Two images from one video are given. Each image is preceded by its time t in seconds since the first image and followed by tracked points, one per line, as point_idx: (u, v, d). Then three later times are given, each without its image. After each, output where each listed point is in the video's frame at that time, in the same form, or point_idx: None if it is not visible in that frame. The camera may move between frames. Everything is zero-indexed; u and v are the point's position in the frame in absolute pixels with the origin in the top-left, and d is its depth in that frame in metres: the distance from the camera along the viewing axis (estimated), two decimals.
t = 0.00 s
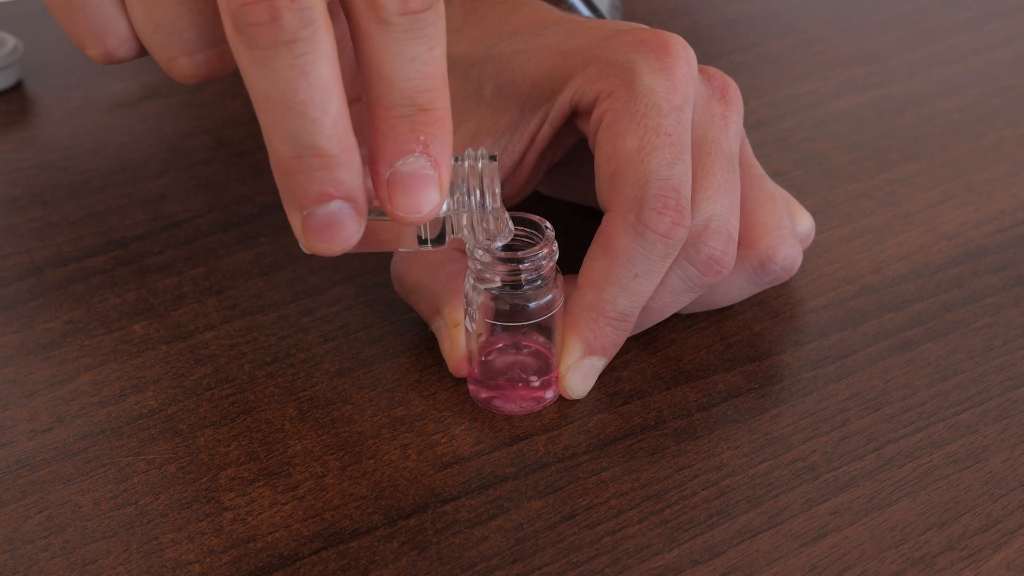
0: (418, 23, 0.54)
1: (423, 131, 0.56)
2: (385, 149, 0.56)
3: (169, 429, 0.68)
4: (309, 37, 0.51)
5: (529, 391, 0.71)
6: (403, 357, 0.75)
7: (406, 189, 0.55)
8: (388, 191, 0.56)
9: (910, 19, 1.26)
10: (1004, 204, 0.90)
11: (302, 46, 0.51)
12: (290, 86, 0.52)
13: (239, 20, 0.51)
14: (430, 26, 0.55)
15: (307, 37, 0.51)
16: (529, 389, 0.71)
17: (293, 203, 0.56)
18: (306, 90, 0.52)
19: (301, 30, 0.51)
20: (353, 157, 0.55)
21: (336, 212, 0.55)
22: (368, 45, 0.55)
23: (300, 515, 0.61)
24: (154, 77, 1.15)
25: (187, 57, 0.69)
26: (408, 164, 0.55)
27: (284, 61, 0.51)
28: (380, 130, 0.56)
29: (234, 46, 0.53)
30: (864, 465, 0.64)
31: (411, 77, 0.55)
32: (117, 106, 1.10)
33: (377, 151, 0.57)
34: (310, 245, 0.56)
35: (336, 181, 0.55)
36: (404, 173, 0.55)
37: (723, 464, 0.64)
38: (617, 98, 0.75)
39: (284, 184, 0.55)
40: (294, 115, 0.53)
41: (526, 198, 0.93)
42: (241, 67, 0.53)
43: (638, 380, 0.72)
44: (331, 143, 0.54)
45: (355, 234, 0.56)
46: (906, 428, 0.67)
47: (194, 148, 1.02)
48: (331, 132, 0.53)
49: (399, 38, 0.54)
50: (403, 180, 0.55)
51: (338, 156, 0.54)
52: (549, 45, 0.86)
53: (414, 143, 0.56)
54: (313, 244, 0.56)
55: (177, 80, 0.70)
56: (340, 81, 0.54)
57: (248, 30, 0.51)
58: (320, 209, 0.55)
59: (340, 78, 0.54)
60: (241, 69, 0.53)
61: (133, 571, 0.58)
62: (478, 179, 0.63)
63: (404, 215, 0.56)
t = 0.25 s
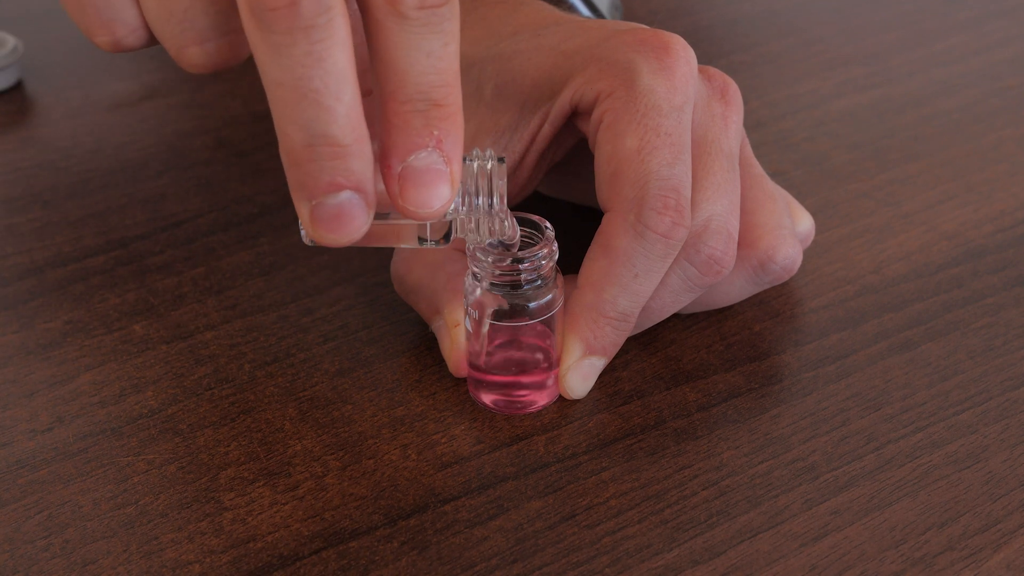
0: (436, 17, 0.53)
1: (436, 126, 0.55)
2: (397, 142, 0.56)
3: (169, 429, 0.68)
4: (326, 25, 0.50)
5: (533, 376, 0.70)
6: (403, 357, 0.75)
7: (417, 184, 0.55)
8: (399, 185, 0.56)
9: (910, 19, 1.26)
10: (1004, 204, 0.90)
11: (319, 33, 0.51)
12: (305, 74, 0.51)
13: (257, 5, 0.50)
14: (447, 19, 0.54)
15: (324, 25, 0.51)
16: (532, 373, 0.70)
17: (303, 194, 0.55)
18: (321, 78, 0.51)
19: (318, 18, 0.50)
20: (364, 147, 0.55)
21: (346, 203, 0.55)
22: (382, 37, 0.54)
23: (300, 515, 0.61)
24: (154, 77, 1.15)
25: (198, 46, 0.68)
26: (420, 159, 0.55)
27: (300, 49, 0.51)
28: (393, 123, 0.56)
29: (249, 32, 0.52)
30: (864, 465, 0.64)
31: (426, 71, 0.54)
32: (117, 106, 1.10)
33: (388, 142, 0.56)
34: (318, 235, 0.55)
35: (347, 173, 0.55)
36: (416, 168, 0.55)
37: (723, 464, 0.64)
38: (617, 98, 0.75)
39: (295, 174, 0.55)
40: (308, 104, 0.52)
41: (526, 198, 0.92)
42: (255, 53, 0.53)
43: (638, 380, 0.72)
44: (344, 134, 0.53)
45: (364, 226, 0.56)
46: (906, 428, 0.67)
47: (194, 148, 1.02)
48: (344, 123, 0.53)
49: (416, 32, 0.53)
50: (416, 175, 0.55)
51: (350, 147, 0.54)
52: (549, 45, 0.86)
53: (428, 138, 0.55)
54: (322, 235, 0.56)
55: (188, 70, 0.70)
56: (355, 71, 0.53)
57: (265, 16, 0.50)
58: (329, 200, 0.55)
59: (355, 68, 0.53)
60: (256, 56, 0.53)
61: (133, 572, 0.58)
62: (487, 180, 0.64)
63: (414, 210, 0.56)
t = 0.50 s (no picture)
0: (456, 12, 0.51)
1: (454, 121, 0.52)
2: (413, 137, 0.52)
3: (169, 429, 0.68)
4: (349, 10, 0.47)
5: (532, 377, 0.70)
6: (403, 357, 0.75)
7: (433, 179, 0.52)
8: (414, 180, 0.52)
9: (910, 19, 1.26)
10: (1004, 204, 0.90)
11: (342, 18, 0.47)
12: (326, 60, 0.47)
13: None
14: (467, 14, 0.51)
15: (346, 10, 0.47)
16: (532, 374, 0.70)
17: (315, 181, 0.51)
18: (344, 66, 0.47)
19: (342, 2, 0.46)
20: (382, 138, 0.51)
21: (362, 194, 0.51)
22: (399, 28, 0.51)
23: (300, 515, 0.61)
24: (154, 77, 1.15)
25: (215, 32, 0.69)
26: (437, 154, 0.52)
27: (322, 34, 0.47)
28: (408, 117, 0.52)
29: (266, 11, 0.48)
30: (864, 465, 0.64)
31: (444, 65, 0.51)
32: (116, 105, 1.10)
33: (404, 135, 0.53)
34: (329, 226, 0.51)
35: (365, 161, 0.50)
36: (432, 163, 0.52)
37: (723, 464, 0.64)
38: (617, 98, 0.75)
39: (307, 161, 0.51)
40: (328, 89, 0.48)
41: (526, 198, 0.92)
42: (272, 33, 0.48)
43: (638, 380, 0.72)
44: (365, 122, 0.49)
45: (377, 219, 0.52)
46: (906, 428, 0.67)
47: (194, 148, 1.02)
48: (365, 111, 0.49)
49: (435, 27, 0.50)
50: (432, 169, 0.52)
51: (370, 135, 0.50)
52: (549, 45, 0.86)
53: (445, 134, 0.52)
54: (334, 225, 0.51)
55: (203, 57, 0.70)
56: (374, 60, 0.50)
57: None
58: (345, 189, 0.50)
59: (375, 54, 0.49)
60: (272, 35, 0.48)
61: (133, 572, 0.58)
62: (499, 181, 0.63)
63: (428, 206, 0.53)
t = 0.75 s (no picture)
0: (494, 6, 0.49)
1: (487, 115, 0.51)
2: (443, 127, 0.51)
3: (169, 429, 0.68)
4: None
5: (531, 376, 0.70)
6: (403, 357, 0.75)
7: (462, 172, 0.51)
8: (443, 172, 0.51)
9: (910, 19, 1.26)
10: (1004, 204, 0.90)
11: None
12: (369, 33, 0.45)
13: None
14: (506, 7, 0.49)
15: None
16: (531, 373, 0.70)
17: (344, 157, 0.49)
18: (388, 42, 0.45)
19: None
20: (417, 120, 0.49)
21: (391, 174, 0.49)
22: (437, 15, 0.49)
23: (300, 515, 0.61)
24: (154, 77, 1.15)
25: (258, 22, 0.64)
26: (468, 147, 0.51)
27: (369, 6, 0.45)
28: (439, 107, 0.51)
29: None
30: (864, 465, 0.64)
31: (480, 58, 0.50)
32: (116, 105, 1.10)
33: (434, 124, 0.51)
34: (354, 205, 0.49)
35: (400, 141, 0.48)
36: (462, 156, 0.51)
37: (723, 464, 0.64)
38: (617, 98, 0.75)
39: (338, 136, 0.48)
40: (369, 64, 0.46)
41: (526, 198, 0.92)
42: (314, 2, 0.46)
43: (637, 380, 0.72)
44: (404, 101, 0.47)
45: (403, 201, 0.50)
46: (906, 428, 0.67)
47: (194, 148, 1.02)
48: (405, 90, 0.47)
49: (472, 20, 0.49)
50: (461, 163, 0.51)
51: (407, 115, 0.48)
52: (549, 45, 0.86)
53: (476, 128, 0.51)
54: (358, 205, 0.49)
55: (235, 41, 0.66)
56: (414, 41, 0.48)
57: None
58: (374, 167, 0.48)
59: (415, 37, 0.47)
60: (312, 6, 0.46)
61: (133, 571, 0.58)
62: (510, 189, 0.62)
63: (453, 198, 0.52)
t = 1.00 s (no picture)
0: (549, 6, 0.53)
1: (537, 113, 0.53)
2: (495, 119, 0.53)
3: (169, 428, 0.68)
4: None
5: (531, 376, 0.70)
6: (403, 357, 0.75)
7: (508, 167, 0.53)
8: (490, 164, 0.53)
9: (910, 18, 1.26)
10: (1004, 204, 0.90)
11: None
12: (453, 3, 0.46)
13: None
14: (558, 12, 0.53)
15: None
16: (531, 374, 0.70)
17: (403, 126, 0.48)
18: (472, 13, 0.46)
19: None
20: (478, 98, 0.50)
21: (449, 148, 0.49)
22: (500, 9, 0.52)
23: (300, 515, 0.61)
24: (154, 77, 1.15)
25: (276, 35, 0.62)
26: (515, 141, 0.53)
27: None
28: (491, 98, 0.53)
29: None
30: (864, 465, 0.64)
31: (534, 56, 0.53)
32: (116, 105, 1.10)
33: (485, 115, 0.53)
34: (406, 175, 0.49)
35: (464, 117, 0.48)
36: (509, 151, 0.53)
37: (723, 464, 0.64)
38: (617, 98, 0.75)
39: (400, 102, 0.48)
40: (449, 33, 0.46)
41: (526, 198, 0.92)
42: None
43: (638, 380, 0.72)
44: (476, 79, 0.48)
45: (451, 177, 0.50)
46: (906, 428, 0.67)
47: (194, 148, 1.02)
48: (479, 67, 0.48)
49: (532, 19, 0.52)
50: (508, 157, 0.53)
51: (473, 91, 0.48)
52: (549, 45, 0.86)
53: (526, 123, 0.53)
54: (411, 175, 0.49)
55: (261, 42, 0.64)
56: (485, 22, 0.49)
57: None
58: (436, 139, 0.48)
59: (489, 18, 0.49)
60: None
61: (133, 572, 0.58)
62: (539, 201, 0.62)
63: (494, 190, 0.53)
